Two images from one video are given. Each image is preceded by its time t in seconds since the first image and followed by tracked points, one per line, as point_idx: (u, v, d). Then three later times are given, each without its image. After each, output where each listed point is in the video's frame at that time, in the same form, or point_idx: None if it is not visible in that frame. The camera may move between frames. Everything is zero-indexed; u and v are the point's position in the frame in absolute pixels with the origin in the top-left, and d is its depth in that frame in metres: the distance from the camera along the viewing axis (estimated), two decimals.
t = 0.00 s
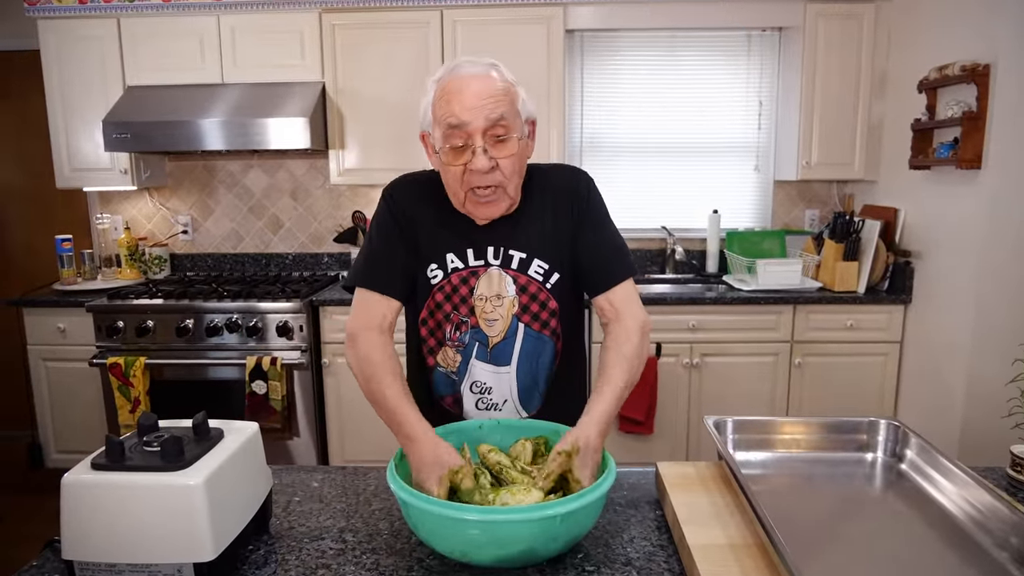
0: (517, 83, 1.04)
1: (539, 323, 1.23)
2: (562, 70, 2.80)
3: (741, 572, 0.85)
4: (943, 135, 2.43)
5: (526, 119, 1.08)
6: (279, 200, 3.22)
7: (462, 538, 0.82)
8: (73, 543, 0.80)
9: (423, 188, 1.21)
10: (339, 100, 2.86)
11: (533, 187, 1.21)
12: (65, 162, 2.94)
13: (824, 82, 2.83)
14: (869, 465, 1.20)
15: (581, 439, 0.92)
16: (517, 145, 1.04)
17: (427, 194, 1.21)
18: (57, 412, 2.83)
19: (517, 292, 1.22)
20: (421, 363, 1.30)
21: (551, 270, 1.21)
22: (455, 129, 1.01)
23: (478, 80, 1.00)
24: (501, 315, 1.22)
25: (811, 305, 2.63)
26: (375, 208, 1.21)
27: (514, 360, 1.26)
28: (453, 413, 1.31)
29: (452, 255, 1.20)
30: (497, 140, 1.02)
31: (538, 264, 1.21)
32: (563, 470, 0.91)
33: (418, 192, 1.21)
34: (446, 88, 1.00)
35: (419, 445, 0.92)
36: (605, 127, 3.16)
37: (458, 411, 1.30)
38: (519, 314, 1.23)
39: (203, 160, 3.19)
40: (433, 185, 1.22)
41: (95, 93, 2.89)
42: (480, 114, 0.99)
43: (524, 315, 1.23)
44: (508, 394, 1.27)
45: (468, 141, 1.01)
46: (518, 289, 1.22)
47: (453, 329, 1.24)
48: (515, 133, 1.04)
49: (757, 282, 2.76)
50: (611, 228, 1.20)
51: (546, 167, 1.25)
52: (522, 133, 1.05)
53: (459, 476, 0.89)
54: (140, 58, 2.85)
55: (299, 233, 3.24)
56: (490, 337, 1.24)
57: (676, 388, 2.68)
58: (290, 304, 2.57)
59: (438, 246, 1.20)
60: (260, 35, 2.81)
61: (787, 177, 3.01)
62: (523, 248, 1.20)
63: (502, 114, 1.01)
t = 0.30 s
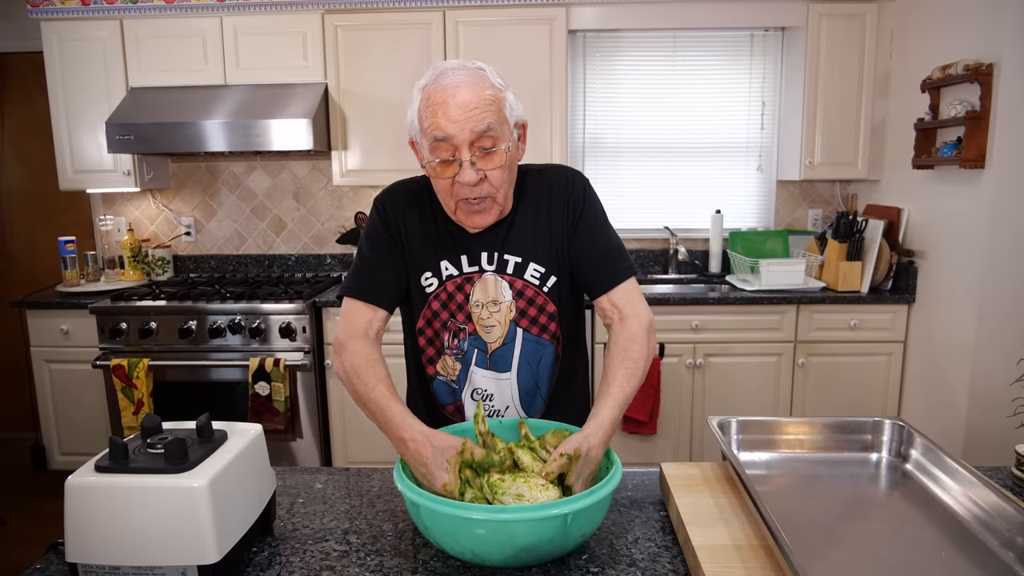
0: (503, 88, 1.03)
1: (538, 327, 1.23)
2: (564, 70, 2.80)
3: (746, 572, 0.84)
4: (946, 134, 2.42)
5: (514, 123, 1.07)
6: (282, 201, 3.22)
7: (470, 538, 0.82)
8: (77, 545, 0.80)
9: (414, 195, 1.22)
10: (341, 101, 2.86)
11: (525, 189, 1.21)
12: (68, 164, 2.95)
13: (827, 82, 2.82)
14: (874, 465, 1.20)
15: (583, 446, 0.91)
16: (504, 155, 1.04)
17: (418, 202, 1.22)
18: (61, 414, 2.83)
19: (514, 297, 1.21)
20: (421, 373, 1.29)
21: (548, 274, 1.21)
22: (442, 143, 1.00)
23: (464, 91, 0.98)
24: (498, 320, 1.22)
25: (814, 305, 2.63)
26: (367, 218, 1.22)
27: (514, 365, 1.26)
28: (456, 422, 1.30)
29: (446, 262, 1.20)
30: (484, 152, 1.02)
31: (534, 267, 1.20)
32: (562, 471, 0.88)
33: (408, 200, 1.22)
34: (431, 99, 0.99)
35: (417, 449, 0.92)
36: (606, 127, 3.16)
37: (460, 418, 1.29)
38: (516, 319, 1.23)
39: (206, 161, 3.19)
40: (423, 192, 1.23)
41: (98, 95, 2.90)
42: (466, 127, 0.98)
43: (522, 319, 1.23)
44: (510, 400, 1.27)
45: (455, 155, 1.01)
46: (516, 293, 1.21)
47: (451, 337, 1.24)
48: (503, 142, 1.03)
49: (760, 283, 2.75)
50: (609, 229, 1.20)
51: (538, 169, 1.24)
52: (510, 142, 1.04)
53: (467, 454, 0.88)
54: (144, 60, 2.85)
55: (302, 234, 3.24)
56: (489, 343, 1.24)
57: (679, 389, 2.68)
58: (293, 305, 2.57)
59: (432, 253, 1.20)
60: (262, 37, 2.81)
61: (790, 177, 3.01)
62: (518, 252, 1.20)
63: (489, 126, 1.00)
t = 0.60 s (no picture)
0: (494, 102, 1.01)
1: (538, 328, 1.23)
2: (561, 73, 2.80)
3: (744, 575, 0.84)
4: (942, 137, 2.43)
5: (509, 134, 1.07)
6: (279, 203, 3.21)
7: (466, 537, 0.82)
8: (74, 548, 0.80)
9: (414, 196, 1.23)
10: (338, 102, 2.85)
11: (526, 192, 1.22)
12: (63, 166, 2.94)
13: (824, 85, 2.83)
14: (871, 467, 1.20)
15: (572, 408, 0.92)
16: (498, 171, 1.04)
17: (417, 202, 1.23)
18: (55, 416, 2.82)
19: (515, 297, 1.22)
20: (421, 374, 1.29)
21: (548, 276, 1.22)
22: (435, 163, 1.01)
23: (454, 112, 0.97)
24: (498, 320, 1.22)
25: (811, 307, 2.64)
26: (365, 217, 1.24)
27: (513, 366, 1.24)
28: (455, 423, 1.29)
29: (446, 263, 1.21)
30: (477, 170, 1.02)
31: (536, 269, 1.21)
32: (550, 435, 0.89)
33: (407, 201, 1.23)
34: (423, 118, 0.99)
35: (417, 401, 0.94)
36: (603, 129, 3.16)
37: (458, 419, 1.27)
38: (516, 319, 1.23)
39: (202, 162, 3.19)
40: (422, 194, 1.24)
41: (94, 96, 2.89)
42: (457, 149, 0.98)
43: (522, 320, 1.23)
44: (509, 400, 1.25)
45: (448, 174, 1.02)
46: (516, 294, 1.22)
47: (450, 337, 1.24)
48: (495, 159, 1.03)
49: (756, 285, 2.76)
50: (612, 232, 1.22)
51: (541, 172, 1.26)
52: (503, 157, 1.04)
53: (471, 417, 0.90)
54: (140, 61, 2.84)
55: (299, 236, 3.24)
56: (488, 343, 1.23)
57: (676, 391, 2.68)
58: (289, 307, 2.57)
59: (432, 254, 1.22)
60: (259, 38, 2.81)
61: (786, 179, 3.01)
62: (519, 253, 1.21)
63: (481, 146, 0.99)
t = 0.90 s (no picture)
0: (525, 110, 1.01)
1: (543, 328, 1.23)
2: (558, 72, 2.80)
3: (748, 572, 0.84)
4: (941, 132, 2.43)
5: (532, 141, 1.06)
6: (277, 204, 3.21)
7: (468, 536, 0.81)
8: (76, 551, 0.80)
9: (424, 193, 1.23)
10: (335, 103, 2.85)
11: (538, 193, 1.22)
12: (61, 169, 2.93)
13: (821, 81, 2.83)
14: (874, 463, 1.20)
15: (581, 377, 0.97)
16: (520, 179, 1.04)
17: (425, 199, 1.22)
18: (55, 420, 2.82)
19: (522, 297, 1.22)
20: (421, 371, 1.28)
21: (557, 278, 1.22)
22: (458, 164, 1.00)
23: (486, 116, 0.97)
24: (504, 318, 1.22)
25: (810, 303, 2.63)
26: (373, 208, 1.24)
27: (517, 364, 1.25)
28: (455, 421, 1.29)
29: (453, 260, 1.21)
30: (499, 176, 1.02)
31: (545, 271, 1.21)
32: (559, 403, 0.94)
33: (416, 197, 1.22)
34: (452, 118, 0.98)
35: (409, 394, 0.95)
36: (601, 127, 3.16)
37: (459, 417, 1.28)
38: (523, 319, 1.23)
39: (200, 164, 3.18)
40: (432, 191, 1.23)
41: (90, 99, 2.88)
42: (483, 152, 0.98)
43: (528, 320, 1.23)
44: (511, 398, 1.26)
45: (470, 177, 1.01)
46: (524, 294, 1.22)
47: (454, 334, 1.24)
48: (518, 166, 1.03)
49: (756, 282, 2.76)
50: (623, 239, 1.22)
51: (553, 175, 1.26)
52: (526, 166, 1.04)
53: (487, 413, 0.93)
54: (137, 63, 2.84)
55: (297, 237, 3.23)
56: (493, 341, 1.24)
57: (676, 389, 2.68)
58: (288, 309, 2.56)
59: (439, 251, 1.21)
60: (256, 40, 2.80)
61: (784, 176, 3.01)
62: (529, 254, 1.21)
63: (507, 153, 0.99)
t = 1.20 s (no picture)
0: (542, 111, 1.00)
1: (545, 329, 1.23)
2: (558, 71, 2.80)
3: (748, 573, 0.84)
4: (940, 134, 2.43)
5: (546, 142, 1.06)
6: (275, 203, 3.20)
7: (469, 536, 0.81)
8: (72, 551, 0.79)
9: (429, 189, 1.22)
10: (334, 101, 2.84)
11: (541, 191, 1.21)
12: (58, 167, 2.92)
13: (821, 82, 2.83)
14: (873, 464, 1.20)
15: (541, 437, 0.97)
16: (532, 181, 1.04)
17: (430, 196, 1.22)
18: (52, 419, 2.81)
19: (524, 297, 1.21)
20: (422, 368, 1.28)
21: (559, 278, 1.21)
22: (471, 163, 1.00)
23: (503, 118, 0.96)
24: (506, 319, 1.22)
25: (809, 304, 2.63)
26: (377, 204, 1.23)
27: (518, 365, 1.25)
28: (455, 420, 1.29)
29: (457, 258, 1.20)
30: (511, 177, 1.02)
31: (547, 271, 1.20)
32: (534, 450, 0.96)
33: (421, 195, 1.22)
34: (467, 117, 0.97)
35: (435, 406, 0.98)
36: (601, 127, 3.16)
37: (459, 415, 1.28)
38: (525, 319, 1.22)
39: (198, 163, 3.17)
40: (437, 189, 1.22)
41: (88, 97, 2.87)
42: (498, 153, 0.98)
43: (530, 320, 1.22)
44: (511, 399, 1.26)
45: (482, 176, 1.01)
46: (526, 294, 1.21)
47: (456, 333, 1.23)
48: (531, 167, 1.03)
49: (754, 283, 2.76)
50: (627, 234, 1.22)
51: (557, 174, 1.25)
52: (540, 167, 1.04)
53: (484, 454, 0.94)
54: (136, 61, 2.83)
55: (296, 236, 3.23)
56: (494, 341, 1.23)
57: (674, 389, 2.68)
58: (287, 308, 2.56)
59: (443, 249, 1.20)
60: (255, 38, 2.79)
61: (784, 177, 3.01)
62: (532, 254, 1.20)
63: (522, 155, 0.99)
